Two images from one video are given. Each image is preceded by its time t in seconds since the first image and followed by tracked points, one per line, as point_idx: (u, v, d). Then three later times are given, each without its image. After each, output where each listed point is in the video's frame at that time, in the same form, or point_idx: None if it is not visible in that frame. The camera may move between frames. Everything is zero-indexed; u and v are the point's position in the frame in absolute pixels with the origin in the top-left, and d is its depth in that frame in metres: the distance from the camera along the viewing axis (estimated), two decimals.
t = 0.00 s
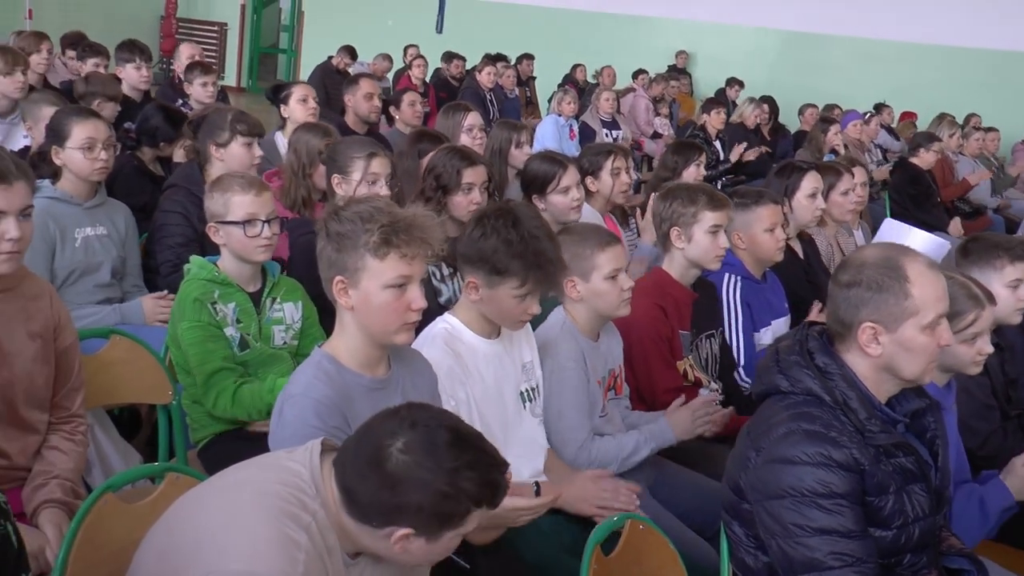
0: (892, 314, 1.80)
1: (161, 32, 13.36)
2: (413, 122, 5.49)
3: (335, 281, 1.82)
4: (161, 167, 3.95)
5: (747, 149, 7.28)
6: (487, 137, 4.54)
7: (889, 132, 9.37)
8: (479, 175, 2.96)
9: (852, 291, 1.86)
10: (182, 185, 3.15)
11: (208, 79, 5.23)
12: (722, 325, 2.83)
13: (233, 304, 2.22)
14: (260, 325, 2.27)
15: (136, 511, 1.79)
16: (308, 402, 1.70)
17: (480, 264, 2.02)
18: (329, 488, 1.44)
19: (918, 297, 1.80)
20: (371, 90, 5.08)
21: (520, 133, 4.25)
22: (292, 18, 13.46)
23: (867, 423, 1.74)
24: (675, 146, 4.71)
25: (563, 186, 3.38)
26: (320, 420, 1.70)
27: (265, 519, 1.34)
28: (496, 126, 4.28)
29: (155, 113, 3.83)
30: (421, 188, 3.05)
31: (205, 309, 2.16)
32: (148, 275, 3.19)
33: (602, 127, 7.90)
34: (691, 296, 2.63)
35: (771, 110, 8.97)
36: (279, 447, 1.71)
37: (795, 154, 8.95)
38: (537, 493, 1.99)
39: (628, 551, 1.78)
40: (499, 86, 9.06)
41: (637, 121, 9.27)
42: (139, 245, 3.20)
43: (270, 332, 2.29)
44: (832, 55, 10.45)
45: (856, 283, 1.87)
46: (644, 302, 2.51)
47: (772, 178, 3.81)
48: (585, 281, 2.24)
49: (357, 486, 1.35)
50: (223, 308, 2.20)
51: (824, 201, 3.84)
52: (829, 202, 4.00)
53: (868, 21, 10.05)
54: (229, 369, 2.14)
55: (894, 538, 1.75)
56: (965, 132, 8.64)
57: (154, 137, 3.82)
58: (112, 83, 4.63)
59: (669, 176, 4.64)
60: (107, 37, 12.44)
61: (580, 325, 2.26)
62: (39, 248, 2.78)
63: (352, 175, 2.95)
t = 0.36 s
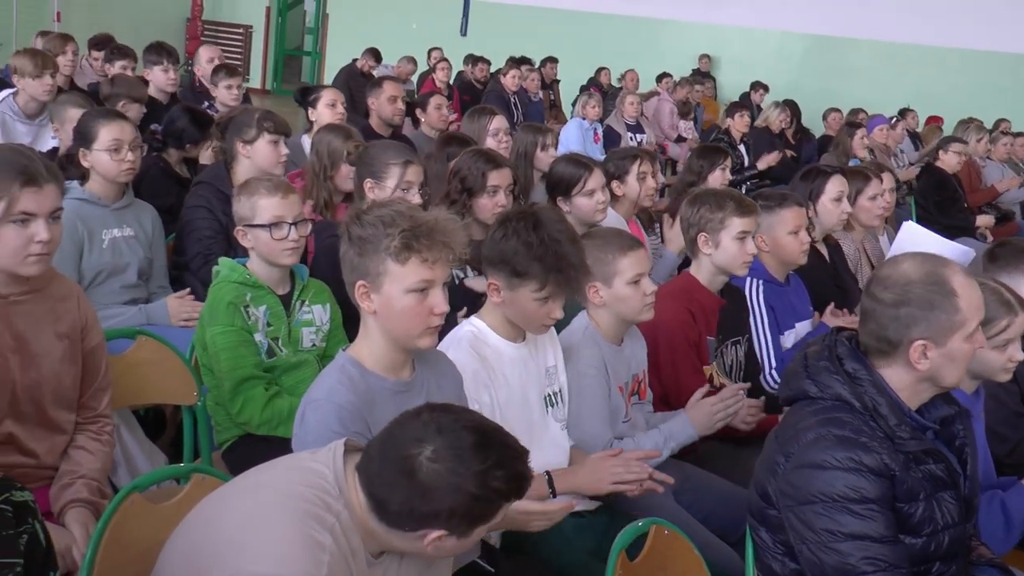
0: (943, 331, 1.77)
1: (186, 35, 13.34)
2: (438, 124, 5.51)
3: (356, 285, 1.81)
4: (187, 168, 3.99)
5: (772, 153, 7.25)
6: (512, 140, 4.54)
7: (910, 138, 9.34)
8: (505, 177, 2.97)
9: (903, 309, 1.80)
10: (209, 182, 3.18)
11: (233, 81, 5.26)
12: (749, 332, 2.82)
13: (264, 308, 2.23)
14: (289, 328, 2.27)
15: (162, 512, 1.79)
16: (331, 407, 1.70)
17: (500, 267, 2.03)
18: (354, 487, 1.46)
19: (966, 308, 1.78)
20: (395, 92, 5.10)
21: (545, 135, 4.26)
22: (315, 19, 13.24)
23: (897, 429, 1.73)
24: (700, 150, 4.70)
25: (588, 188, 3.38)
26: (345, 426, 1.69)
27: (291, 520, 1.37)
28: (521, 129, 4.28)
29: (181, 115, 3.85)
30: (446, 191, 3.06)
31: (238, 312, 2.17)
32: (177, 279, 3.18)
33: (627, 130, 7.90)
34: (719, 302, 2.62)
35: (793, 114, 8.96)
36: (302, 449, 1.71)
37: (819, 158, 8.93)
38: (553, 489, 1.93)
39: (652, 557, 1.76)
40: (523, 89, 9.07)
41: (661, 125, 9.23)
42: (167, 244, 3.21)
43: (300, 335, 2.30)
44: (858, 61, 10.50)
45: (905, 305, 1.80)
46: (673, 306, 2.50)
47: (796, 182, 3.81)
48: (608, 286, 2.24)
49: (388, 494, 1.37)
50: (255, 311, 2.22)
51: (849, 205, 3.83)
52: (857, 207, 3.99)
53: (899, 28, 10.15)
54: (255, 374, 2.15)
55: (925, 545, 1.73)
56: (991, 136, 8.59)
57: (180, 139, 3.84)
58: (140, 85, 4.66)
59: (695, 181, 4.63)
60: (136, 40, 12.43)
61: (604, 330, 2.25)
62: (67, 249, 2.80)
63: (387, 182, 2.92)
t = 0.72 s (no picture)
0: (979, 338, 1.76)
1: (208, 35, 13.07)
2: (459, 127, 5.52)
3: (378, 290, 1.81)
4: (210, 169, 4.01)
5: (795, 155, 7.24)
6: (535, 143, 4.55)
7: (933, 142, 9.30)
8: (524, 182, 2.97)
9: (942, 318, 1.77)
10: (235, 179, 3.19)
11: (256, 85, 5.29)
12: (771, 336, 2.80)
13: (286, 310, 2.23)
14: (311, 330, 2.28)
15: (186, 512, 1.79)
16: (350, 414, 1.69)
17: (518, 268, 2.04)
18: (376, 488, 1.47)
19: (1001, 313, 1.78)
20: (415, 94, 5.11)
21: (566, 138, 4.26)
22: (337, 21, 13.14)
23: (924, 434, 1.72)
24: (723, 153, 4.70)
25: (610, 191, 3.38)
26: (365, 430, 1.69)
27: (312, 521, 1.38)
28: (541, 132, 4.29)
29: (205, 116, 3.88)
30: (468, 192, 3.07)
31: (260, 313, 2.18)
32: (200, 279, 3.19)
33: (648, 133, 7.88)
34: (742, 306, 2.61)
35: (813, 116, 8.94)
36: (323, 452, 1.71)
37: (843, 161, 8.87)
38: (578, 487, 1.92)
39: (674, 562, 1.76)
40: (545, 91, 9.06)
41: (683, 127, 9.21)
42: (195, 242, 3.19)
43: (322, 336, 2.31)
44: (881, 63, 10.44)
45: (945, 313, 1.77)
46: (695, 308, 2.50)
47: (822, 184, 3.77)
48: (628, 289, 2.23)
49: (412, 496, 1.37)
50: (277, 313, 2.22)
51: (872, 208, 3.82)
52: (881, 211, 3.98)
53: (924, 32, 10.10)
54: (276, 375, 2.16)
55: (952, 551, 1.72)
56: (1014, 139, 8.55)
57: (204, 139, 3.87)
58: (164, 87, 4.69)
59: (717, 184, 4.62)
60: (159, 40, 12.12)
61: (625, 334, 2.25)
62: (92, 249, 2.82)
63: (411, 184, 2.91)
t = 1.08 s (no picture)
0: (1016, 345, 1.74)
1: (234, 37, 13.17)
2: (483, 129, 5.52)
3: (402, 293, 1.81)
4: (235, 170, 4.03)
5: (819, 158, 7.21)
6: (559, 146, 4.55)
7: (959, 145, 9.24)
8: (546, 186, 2.99)
9: (977, 323, 1.75)
10: (263, 181, 3.21)
11: (287, 88, 5.33)
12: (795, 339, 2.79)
13: (307, 310, 2.23)
14: (333, 330, 2.28)
15: (212, 511, 1.80)
16: (373, 417, 1.69)
17: (536, 269, 2.04)
18: (400, 492, 1.48)
19: None
20: (439, 95, 5.12)
21: (588, 140, 4.26)
22: (362, 22, 13.21)
23: (955, 438, 1.71)
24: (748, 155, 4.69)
25: (634, 194, 3.37)
26: (388, 433, 1.69)
27: (336, 523, 1.39)
28: (564, 134, 4.29)
29: (230, 117, 3.88)
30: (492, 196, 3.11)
31: (281, 313, 2.18)
32: (224, 279, 3.20)
33: (672, 135, 7.86)
34: (765, 310, 2.59)
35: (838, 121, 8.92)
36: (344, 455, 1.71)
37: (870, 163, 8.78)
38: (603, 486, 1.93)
39: (699, 567, 1.75)
40: (569, 94, 9.06)
41: (707, 130, 9.16)
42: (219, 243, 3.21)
43: (344, 337, 2.31)
44: (906, 64, 10.36)
45: (980, 318, 1.76)
46: (717, 313, 2.48)
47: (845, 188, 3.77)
48: (652, 291, 2.23)
49: (437, 501, 1.38)
50: (298, 313, 2.22)
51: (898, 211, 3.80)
52: (908, 214, 3.96)
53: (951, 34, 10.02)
54: (299, 375, 2.16)
55: (982, 557, 1.70)
56: None
57: (228, 140, 3.88)
58: (190, 90, 4.72)
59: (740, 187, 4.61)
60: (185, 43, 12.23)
61: (649, 337, 2.24)
62: (119, 249, 2.82)
63: (433, 185, 2.92)
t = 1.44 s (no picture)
0: None
1: (257, 39, 13.23)
2: (506, 130, 5.51)
3: (430, 295, 1.81)
4: (259, 172, 4.05)
5: (842, 160, 7.19)
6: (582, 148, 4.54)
7: (985, 146, 9.17)
8: (572, 191, 3.10)
9: (1007, 326, 1.73)
10: (288, 183, 3.23)
11: (314, 90, 5.35)
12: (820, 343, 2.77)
13: (333, 310, 2.24)
14: (358, 330, 2.28)
15: (237, 512, 1.80)
16: (399, 419, 1.69)
17: (556, 270, 2.05)
18: (426, 494, 1.48)
19: None
20: (462, 96, 5.12)
21: (611, 142, 4.26)
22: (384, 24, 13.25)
23: (983, 444, 1.69)
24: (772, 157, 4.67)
25: (660, 197, 3.36)
26: (414, 434, 1.69)
27: (361, 525, 1.40)
28: (588, 135, 4.28)
29: (256, 119, 3.90)
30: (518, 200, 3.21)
31: (307, 313, 2.19)
32: (248, 280, 3.21)
33: (695, 136, 7.83)
34: (788, 312, 2.58)
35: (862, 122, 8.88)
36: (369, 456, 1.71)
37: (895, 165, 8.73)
38: (628, 485, 1.93)
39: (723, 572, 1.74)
40: (592, 95, 9.05)
41: (730, 131, 9.14)
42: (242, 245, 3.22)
43: (369, 337, 2.31)
44: (931, 65, 10.30)
45: (1011, 321, 1.74)
46: (741, 316, 2.47)
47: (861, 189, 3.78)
48: (677, 295, 2.22)
49: (463, 505, 1.38)
50: (324, 313, 2.22)
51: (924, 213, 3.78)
52: (934, 216, 3.93)
53: (978, 34, 9.95)
54: (324, 375, 2.16)
55: (1010, 565, 1.69)
56: None
57: (253, 142, 3.90)
58: (215, 92, 4.74)
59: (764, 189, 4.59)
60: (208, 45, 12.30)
61: (674, 339, 2.23)
62: (144, 249, 2.83)
63: (455, 187, 2.92)
